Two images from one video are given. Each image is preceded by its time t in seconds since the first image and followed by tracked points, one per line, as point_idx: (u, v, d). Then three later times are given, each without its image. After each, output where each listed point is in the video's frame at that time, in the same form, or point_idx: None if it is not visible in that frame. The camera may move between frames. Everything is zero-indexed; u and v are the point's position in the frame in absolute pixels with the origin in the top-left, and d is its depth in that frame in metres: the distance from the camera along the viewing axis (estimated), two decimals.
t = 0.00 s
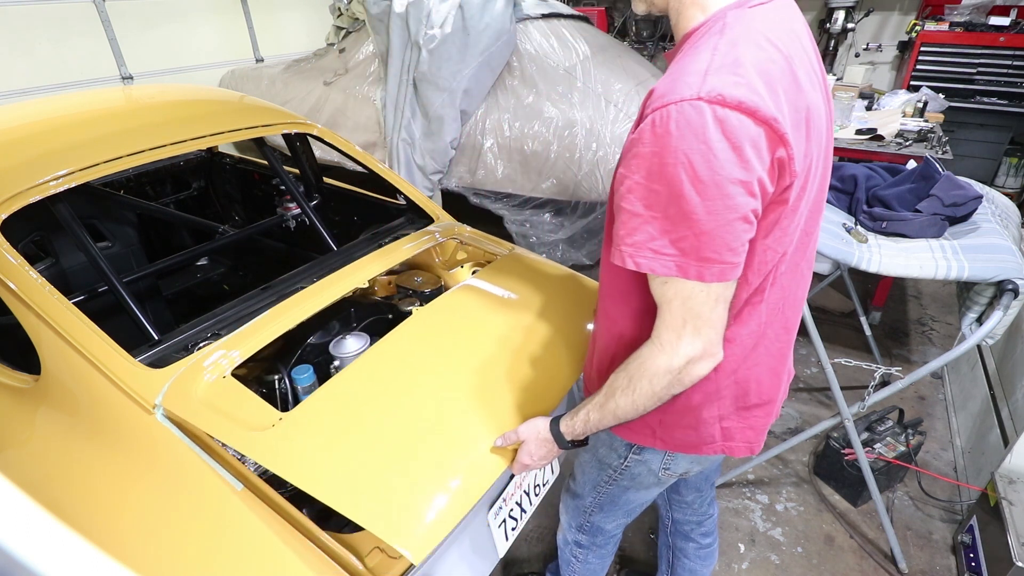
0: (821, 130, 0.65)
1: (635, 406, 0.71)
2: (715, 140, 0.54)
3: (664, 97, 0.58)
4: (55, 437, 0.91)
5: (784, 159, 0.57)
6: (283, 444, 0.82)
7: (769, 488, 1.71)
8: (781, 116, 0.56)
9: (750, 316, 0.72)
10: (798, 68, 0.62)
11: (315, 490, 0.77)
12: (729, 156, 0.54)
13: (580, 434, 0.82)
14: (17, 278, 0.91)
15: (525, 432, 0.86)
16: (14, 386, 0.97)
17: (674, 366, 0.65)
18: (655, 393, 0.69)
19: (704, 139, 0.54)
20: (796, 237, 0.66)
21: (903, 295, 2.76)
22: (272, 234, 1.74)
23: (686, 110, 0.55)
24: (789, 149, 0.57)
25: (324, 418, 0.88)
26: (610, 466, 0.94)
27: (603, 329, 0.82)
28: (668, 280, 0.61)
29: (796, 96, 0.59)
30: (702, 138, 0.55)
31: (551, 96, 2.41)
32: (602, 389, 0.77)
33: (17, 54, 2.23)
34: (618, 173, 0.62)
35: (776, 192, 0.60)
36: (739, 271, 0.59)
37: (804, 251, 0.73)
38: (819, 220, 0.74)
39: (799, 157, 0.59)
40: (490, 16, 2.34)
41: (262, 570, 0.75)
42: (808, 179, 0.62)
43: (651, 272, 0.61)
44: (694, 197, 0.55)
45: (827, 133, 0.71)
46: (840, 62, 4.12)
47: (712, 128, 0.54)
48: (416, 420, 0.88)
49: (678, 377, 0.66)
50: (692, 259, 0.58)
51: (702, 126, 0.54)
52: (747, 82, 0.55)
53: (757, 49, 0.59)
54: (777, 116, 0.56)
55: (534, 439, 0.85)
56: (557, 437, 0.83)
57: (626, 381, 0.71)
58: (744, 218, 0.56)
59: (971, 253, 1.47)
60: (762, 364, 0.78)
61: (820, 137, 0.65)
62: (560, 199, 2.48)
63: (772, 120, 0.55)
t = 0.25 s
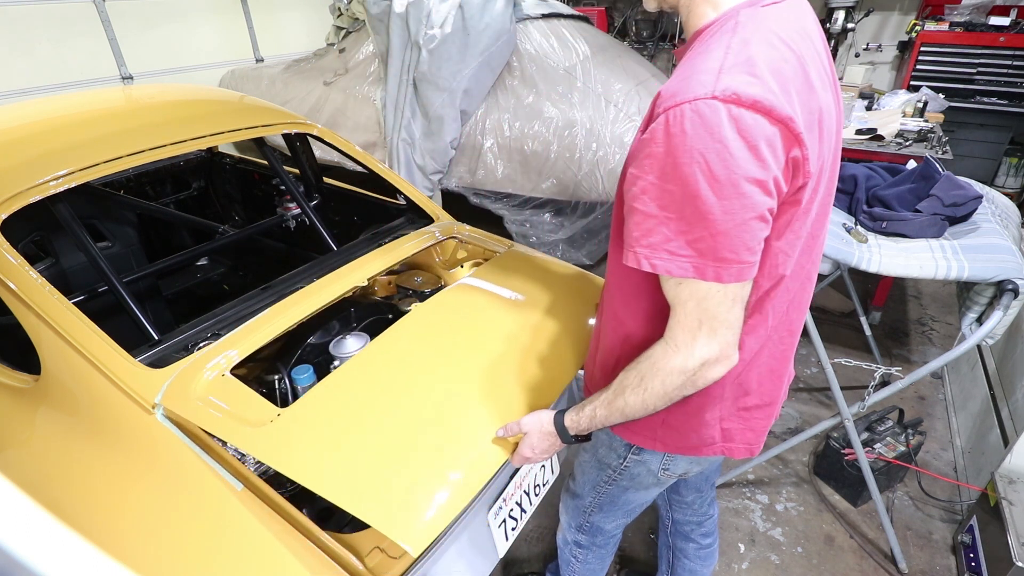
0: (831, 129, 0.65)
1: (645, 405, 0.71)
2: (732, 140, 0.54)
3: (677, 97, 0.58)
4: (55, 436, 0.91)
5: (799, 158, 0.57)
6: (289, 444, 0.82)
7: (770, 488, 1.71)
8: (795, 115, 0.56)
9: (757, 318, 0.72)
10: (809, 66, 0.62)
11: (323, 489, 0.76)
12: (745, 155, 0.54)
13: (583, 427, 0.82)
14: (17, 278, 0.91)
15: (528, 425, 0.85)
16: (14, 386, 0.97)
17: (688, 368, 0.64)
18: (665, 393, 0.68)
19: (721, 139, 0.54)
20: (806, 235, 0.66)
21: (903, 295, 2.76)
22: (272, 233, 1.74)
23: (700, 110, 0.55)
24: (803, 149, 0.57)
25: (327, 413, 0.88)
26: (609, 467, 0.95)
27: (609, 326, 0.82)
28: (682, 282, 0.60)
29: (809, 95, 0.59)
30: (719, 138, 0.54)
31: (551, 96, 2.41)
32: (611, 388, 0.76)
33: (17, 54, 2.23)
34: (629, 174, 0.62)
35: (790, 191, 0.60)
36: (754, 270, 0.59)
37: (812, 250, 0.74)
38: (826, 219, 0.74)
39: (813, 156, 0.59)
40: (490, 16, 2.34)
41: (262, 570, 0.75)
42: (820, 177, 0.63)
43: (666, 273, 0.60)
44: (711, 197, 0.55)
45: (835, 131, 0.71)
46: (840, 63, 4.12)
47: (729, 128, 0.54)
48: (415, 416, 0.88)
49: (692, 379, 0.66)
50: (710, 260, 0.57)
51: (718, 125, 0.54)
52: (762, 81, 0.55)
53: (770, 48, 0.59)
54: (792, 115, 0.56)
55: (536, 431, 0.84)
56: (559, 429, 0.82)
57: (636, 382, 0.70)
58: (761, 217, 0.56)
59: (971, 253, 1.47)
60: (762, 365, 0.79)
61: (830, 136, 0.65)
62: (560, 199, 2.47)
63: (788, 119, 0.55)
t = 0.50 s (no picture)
0: (843, 127, 0.65)
1: (655, 403, 0.71)
2: (751, 139, 0.54)
3: (692, 96, 0.57)
4: (55, 436, 0.91)
5: (816, 157, 0.57)
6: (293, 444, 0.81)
7: (770, 488, 1.71)
8: (811, 113, 0.56)
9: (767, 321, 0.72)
10: (823, 65, 0.62)
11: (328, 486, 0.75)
12: (764, 154, 0.54)
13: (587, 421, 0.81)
14: (17, 278, 0.91)
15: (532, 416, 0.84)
16: (14, 386, 0.97)
17: (703, 368, 0.64)
18: (677, 393, 0.68)
19: (739, 138, 0.54)
20: (819, 234, 0.67)
21: (903, 295, 2.76)
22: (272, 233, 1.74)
23: (717, 110, 0.55)
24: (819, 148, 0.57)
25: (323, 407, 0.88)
26: (611, 466, 0.95)
27: (615, 325, 0.82)
28: (698, 283, 0.60)
29: (824, 93, 0.60)
30: (737, 138, 0.54)
31: (551, 96, 2.41)
32: (618, 385, 0.76)
33: (17, 54, 2.23)
34: (642, 174, 0.61)
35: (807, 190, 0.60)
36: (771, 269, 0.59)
37: (821, 249, 0.74)
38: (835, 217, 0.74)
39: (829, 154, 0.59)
40: (490, 16, 2.34)
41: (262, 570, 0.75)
42: (834, 175, 0.63)
43: (683, 274, 0.60)
44: (730, 197, 0.55)
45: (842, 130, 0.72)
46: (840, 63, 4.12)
47: (746, 128, 0.54)
48: (415, 411, 0.88)
49: (706, 380, 0.66)
50: (729, 261, 0.57)
51: (736, 125, 0.54)
52: (779, 80, 0.55)
53: (785, 47, 0.59)
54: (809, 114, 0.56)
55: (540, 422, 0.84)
56: (564, 420, 0.81)
57: (648, 380, 0.70)
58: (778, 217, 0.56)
59: (971, 253, 1.47)
60: (765, 368, 0.80)
61: (842, 134, 0.65)
62: (560, 199, 2.47)
63: (805, 118, 0.55)
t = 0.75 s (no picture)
0: (855, 126, 0.66)
1: (666, 400, 0.70)
2: (768, 139, 0.54)
3: (706, 97, 0.57)
4: (55, 436, 0.91)
5: (832, 157, 0.58)
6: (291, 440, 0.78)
7: (769, 488, 1.71)
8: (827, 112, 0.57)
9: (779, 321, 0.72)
10: (835, 64, 0.62)
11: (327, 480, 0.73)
12: (782, 153, 0.54)
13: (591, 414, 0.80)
14: (17, 278, 0.91)
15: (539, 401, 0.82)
16: (14, 386, 0.97)
17: (721, 368, 0.64)
18: (691, 392, 0.68)
19: (756, 138, 0.54)
20: (832, 233, 0.67)
21: (903, 295, 2.76)
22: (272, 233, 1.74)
23: (734, 110, 0.55)
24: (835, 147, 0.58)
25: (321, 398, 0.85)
26: (612, 466, 0.95)
27: (622, 324, 0.82)
28: (715, 284, 0.60)
29: (838, 92, 0.60)
30: (755, 139, 0.54)
31: (551, 95, 2.41)
32: (629, 380, 0.75)
33: (17, 54, 2.23)
34: (655, 176, 0.61)
35: (822, 190, 0.61)
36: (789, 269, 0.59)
37: (832, 249, 0.74)
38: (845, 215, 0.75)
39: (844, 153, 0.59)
40: (490, 16, 2.34)
41: (262, 570, 0.75)
42: (847, 175, 0.63)
43: (701, 276, 0.60)
44: (749, 198, 0.55)
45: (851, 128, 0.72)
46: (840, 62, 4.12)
47: (764, 128, 0.54)
48: (416, 399, 0.85)
49: (721, 380, 0.65)
50: (749, 262, 0.57)
51: (754, 126, 0.54)
52: (795, 80, 0.55)
53: (798, 46, 0.59)
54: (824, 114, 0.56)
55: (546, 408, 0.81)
56: (568, 411, 0.80)
57: (661, 379, 0.70)
58: (797, 217, 0.56)
59: (971, 253, 1.46)
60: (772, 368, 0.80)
61: (854, 133, 0.66)
62: (560, 199, 2.47)
63: (822, 117, 0.55)
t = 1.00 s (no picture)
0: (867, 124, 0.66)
1: (678, 393, 0.69)
2: (786, 138, 0.54)
3: (721, 97, 0.57)
4: (55, 436, 0.91)
5: (848, 155, 0.58)
6: (285, 423, 0.75)
7: (769, 488, 1.71)
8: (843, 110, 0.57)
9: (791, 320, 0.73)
10: (847, 62, 0.62)
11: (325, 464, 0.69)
12: (800, 152, 0.54)
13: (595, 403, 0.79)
14: (17, 278, 0.91)
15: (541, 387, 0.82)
16: (14, 386, 0.97)
17: (736, 367, 0.64)
18: (704, 389, 0.68)
19: (774, 138, 0.54)
20: (844, 231, 0.67)
21: (903, 295, 2.76)
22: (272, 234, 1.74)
23: (750, 109, 0.55)
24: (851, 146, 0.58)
25: (324, 381, 0.83)
26: (613, 465, 0.95)
27: (630, 323, 0.82)
28: (732, 284, 0.60)
29: (852, 91, 0.60)
30: (773, 138, 0.54)
31: (551, 96, 2.41)
32: (640, 371, 0.74)
33: (17, 54, 2.23)
34: (669, 177, 0.61)
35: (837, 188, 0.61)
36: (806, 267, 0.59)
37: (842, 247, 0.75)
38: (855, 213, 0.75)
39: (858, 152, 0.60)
40: (490, 16, 2.34)
41: (262, 570, 0.75)
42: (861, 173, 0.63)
43: (718, 276, 0.60)
44: (768, 197, 0.55)
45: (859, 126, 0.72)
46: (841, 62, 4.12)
47: (783, 127, 0.54)
48: (417, 384, 0.83)
49: (735, 378, 0.65)
50: (768, 262, 0.57)
51: (772, 125, 0.54)
52: (811, 79, 0.55)
53: (811, 45, 0.59)
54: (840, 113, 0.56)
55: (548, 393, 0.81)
56: (571, 398, 0.80)
57: (673, 375, 0.69)
58: (815, 216, 0.56)
59: (971, 253, 1.46)
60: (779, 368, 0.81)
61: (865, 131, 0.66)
62: (560, 199, 2.47)
63: (839, 116, 0.55)
